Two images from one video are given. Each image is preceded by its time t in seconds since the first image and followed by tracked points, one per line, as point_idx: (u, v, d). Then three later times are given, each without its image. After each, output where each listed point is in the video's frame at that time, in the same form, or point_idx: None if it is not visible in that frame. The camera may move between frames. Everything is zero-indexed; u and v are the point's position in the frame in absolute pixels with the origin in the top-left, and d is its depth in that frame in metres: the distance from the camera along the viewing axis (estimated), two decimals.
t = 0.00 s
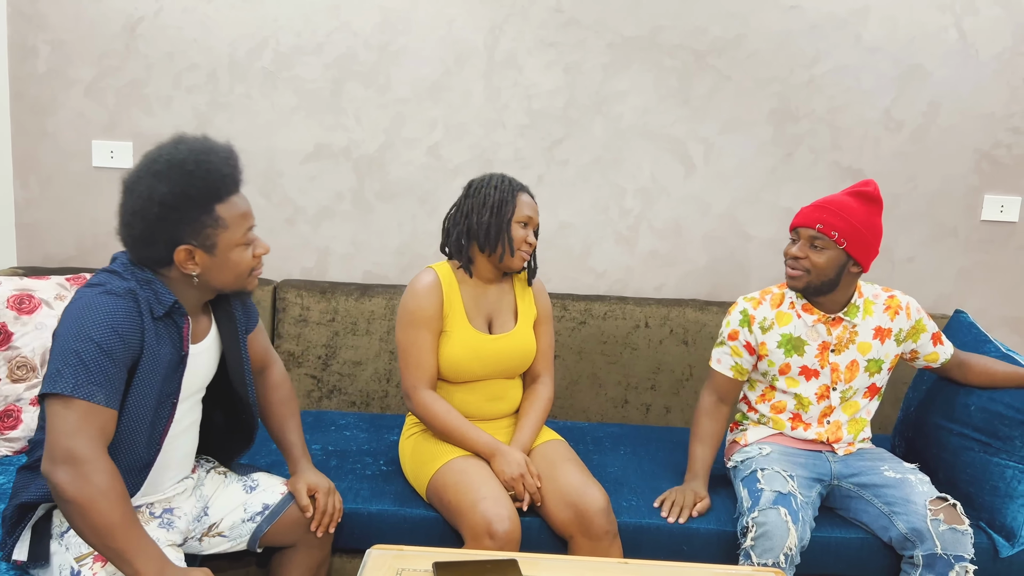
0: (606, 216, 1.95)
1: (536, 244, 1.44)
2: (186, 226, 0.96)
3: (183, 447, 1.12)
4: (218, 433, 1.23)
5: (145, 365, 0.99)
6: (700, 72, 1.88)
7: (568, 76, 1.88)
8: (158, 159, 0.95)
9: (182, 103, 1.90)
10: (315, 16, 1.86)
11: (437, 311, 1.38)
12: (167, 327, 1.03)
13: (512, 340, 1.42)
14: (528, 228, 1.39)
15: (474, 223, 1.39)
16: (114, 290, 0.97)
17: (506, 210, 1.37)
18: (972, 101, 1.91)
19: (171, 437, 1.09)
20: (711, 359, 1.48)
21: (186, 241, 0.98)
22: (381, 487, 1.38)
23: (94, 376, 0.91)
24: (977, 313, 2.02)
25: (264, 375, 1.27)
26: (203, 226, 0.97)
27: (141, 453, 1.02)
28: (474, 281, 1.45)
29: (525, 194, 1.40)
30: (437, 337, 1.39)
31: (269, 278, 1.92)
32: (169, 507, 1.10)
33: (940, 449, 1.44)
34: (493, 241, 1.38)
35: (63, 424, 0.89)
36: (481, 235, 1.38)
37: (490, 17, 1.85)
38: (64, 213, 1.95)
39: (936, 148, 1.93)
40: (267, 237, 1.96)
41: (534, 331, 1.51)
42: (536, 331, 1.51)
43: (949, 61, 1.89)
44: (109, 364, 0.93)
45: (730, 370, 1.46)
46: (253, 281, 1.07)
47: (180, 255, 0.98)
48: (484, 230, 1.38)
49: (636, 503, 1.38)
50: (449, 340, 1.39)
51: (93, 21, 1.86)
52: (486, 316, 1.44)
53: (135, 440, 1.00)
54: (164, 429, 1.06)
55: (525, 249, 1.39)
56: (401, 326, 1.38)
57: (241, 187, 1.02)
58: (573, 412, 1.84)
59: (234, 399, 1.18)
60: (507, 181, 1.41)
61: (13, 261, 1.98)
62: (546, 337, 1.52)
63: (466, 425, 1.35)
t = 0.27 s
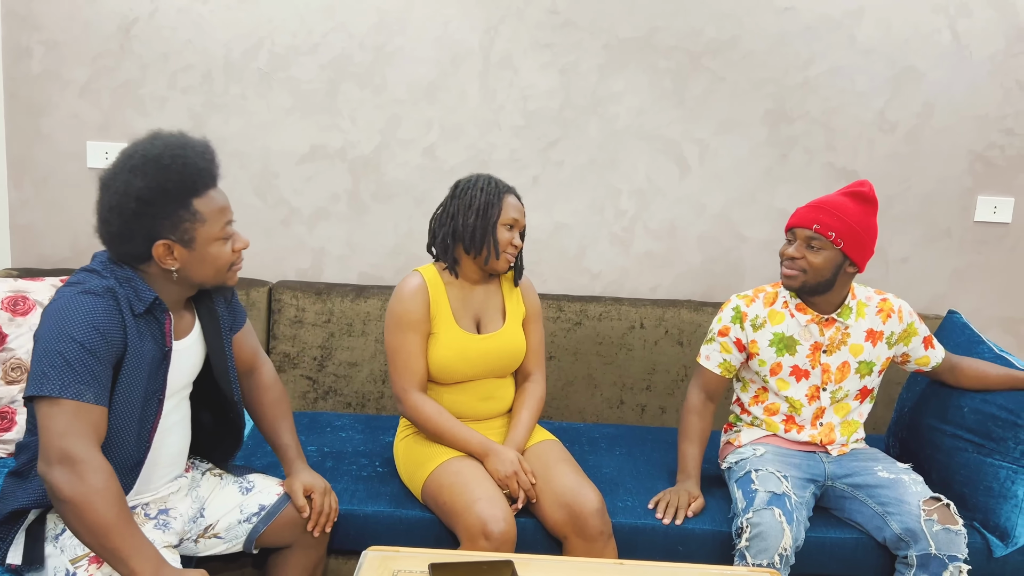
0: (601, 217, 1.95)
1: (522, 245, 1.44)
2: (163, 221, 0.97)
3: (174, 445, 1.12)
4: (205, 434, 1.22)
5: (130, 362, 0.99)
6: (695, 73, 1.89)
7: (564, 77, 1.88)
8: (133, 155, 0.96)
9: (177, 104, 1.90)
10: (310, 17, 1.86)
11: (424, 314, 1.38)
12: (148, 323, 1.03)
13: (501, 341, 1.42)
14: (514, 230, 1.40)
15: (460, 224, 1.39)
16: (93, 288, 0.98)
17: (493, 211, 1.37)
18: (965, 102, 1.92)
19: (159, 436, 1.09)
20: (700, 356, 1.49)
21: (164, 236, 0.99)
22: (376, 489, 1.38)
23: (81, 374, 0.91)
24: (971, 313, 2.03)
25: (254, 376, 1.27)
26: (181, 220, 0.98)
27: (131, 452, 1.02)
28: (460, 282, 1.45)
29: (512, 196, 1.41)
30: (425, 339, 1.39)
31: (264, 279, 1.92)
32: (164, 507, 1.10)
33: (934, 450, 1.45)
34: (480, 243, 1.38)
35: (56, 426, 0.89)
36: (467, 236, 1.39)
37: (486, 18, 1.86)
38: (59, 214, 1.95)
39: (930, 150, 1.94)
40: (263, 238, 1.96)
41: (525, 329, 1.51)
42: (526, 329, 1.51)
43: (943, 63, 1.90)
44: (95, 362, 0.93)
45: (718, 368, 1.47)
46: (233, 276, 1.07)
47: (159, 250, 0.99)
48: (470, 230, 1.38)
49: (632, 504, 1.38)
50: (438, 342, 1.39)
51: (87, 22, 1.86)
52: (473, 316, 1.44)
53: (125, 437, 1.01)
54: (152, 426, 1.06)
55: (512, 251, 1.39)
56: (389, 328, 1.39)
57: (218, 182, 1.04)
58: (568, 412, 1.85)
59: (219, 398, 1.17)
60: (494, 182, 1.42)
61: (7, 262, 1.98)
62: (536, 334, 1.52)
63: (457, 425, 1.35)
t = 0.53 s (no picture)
0: (597, 218, 1.95)
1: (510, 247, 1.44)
2: (140, 216, 0.97)
3: (163, 445, 1.12)
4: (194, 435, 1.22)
5: (113, 361, 0.99)
6: (689, 75, 1.89)
7: (559, 78, 1.88)
8: (107, 151, 0.96)
9: (171, 104, 1.89)
10: (305, 18, 1.86)
11: (413, 315, 1.38)
12: (128, 321, 1.03)
13: (491, 341, 1.42)
14: (501, 231, 1.40)
15: (448, 226, 1.39)
16: (70, 290, 0.97)
17: (480, 212, 1.37)
18: (959, 104, 1.92)
19: (145, 436, 1.09)
20: (695, 357, 1.48)
21: (141, 231, 0.98)
22: (371, 490, 1.37)
23: (63, 376, 0.91)
24: (965, 314, 2.03)
25: (243, 378, 1.26)
26: (158, 214, 0.98)
27: (119, 452, 1.02)
28: (449, 282, 1.45)
29: (500, 196, 1.41)
30: (415, 340, 1.39)
31: (259, 281, 1.92)
32: (156, 509, 1.10)
33: (929, 451, 1.45)
34: (470, 246, 1.38)
35: (41, 429, 0.89)
36: (454, 239, 1.39)
37: (481, 19, 1.86)
38: (53, 215, 1.94)
39: (924, 151, 1.94)
40: (257, 239, 1.95)
41: (516, 327, 1.51)
42: (517, 327, 1.51)
43: (937, 64, 1.90)
44: (77, 363, 0.93)
45: (714, 369, 1.46)
46: (212, 271, 1.08)
47: (136, 246, 0.99)
48: (457, 233, 1.38)
49: (627, 505, 1.38)
50: (428, 342, 1.39)
51: (81, 22, 1.85)
52: (463, 316, 1.44)
53: (112, 438, 1.01)
54: (138, 425, 1.06)
55: (499, 252, 1.39)
56: (379, 330, 1.38)
57: (193, 177, 1.04)
58: (564, 413, 1.84)
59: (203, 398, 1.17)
60: (483, 184, 1.42)
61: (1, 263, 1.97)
62: (527, 333, 1.52)
63: (450, 426, 1.35)
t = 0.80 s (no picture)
0: (592, 220, 1.95)
1: (503, 248, 1.44)
2: (121, 213, 0.97)
3: (154, 445, 1.11)
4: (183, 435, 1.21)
5: (98, 363, 0.99)
6: (685, 76, 1.89)
7: (554, 79, 1.89)
8: (86, 149, 0.96)
9: (166, 106, 1.89)
10: (300, 19, 1.85)
11: (407, 316, 1.38)
12: (112, 321, 1.03)
13: (485, 341, 1.42)
14: (493, 231, 1.40)
15: (440, 227, 1.39)
16: (51, 293, 0.96)
17: (471, 213, 1.38)
18: (954, 105, 1.93)
19: (133, 436, 1.08)
20: (691, 358, 1.48)
21: (123, 228, 0.98)
22: (366, 492, 1.37)
23: (49, 380, 0.91)
24: (960, 315, 2.03)
25: (233, 380, 1.27)
26: (139, 212, 0.98)
27: (108, 453, 1.02)
28: (443, 283, 1.45)
29: (492, 196, 1.41)
30: (409, 341, 1.39)
31: (254, 282, 1.91)
32: (149, 511, 1.10)
33: (923, 451, 1.45)
34: (465, 248, 1.38)
35: (31, 433, 0.89)
36: (446, 240, 1.39)
37: (476, 20, 1.86)
38: (47, 215, 1.93)
39: (919, 152, 1.95)
40: (253, 240, 1.95)
41: (510, 327, 1.51)
42: (512, 328, 1.51)
43: (932, 66, 1.91)
44: (63, 366, 0.93)
45: (710, 370, 1.46)
46: (197, 269, 1.07)
47: (118, 244, 0.99)
48: (450, 234, 1.38)
49: (623, 507, 1.38)
50: (422, 343, 1.39)
51: (76, 23, 1.85)
52: (457, 316, 1.44)
53: (101, 439, 1.01)
54: (126, 426, 1.06)
55: (490, 252, 1.39)
56: (373, 331, 1.38)
57: (175, 175, 1.04)
58: (560, 415, 1.84)
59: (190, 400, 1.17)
60: (476, 185, 1.41)
61: None
62: (522, 333, 1.52)
63: (444, 426, 1.35)
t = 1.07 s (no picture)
0: (590, 221, 1.95)
1: (501, 248, 1.44)
2: (102, 210, 0.97)
3: (146, 445, 1.11)
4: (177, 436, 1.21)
5: (85, 364, 0.98)
6: (683, 78, 1.89)
7: (552, 81, 1.89)
8: (66, 147, 0.97)
9: (163, 106, 1.88)
10: (298, 20, 1.85)
11: (405, 317, 1.38)
12: (98, 321, 1.02)
13: (483, 342, 1.42)
14: (492, 232, 1.40)
15: (438, 228, 1.39)
16: (35, 296, 0.96)
17: (469, 213, 1.38)
18: (951, 107, 1.93)
19: (124, 436, 1.08)
20: (688, 360, 1.48)
21: (104, 226, 0.98)
22: (363, 493, 1.37)
23: (37, 383, 0.91)
24: (958, 316, 2.03)
25: (225, 383, 1.26)
26: (121, 209, 0.98)
27: (99, 454, 1.02)
28: (441, 284, 1.45)
29: (489, 197, 1.41)
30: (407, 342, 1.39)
31: (251, 283, 1.91)
32: (145, 512, 1.09)
33: (920, 453, 1.45)
34: (463, 248, 1.38)
35: (21, 438, 0.89)
36: (446, 242, 1.39)
37: (474, 22, 1.86)
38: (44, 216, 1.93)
39: (917, 154, 1.95)
40: (250, 241, 1.95)
41: (508, 329, 1.51)
42: (510, 329, 1.51)
43: (929, 68, 1.91)
44: (49, 369, 0.93)
45: (707, 372, 1.47)
46: (181, 266, 1.07)
47: (100, 241, 0.99)
48: (449, 235, 1.38)
49: (620, 508, 1.38)
50: (419, 344, 1.39)
51: (74, 24, 1.85)
52: (455, 317, 1.44)
53: (91, 440, 1.00)
54: (116, 427, 1.05)
55: (491, 252, 1.39)
56: (371, 332, 1.38)
57: (156, 172, 1.04)
58: (558, 416, 1.84)
59: (179, 401, 1.16)
60: (473, 185, 1.42)
61: None
62: (520, 334, 1.52)
63: (442, 428, 1.35)
